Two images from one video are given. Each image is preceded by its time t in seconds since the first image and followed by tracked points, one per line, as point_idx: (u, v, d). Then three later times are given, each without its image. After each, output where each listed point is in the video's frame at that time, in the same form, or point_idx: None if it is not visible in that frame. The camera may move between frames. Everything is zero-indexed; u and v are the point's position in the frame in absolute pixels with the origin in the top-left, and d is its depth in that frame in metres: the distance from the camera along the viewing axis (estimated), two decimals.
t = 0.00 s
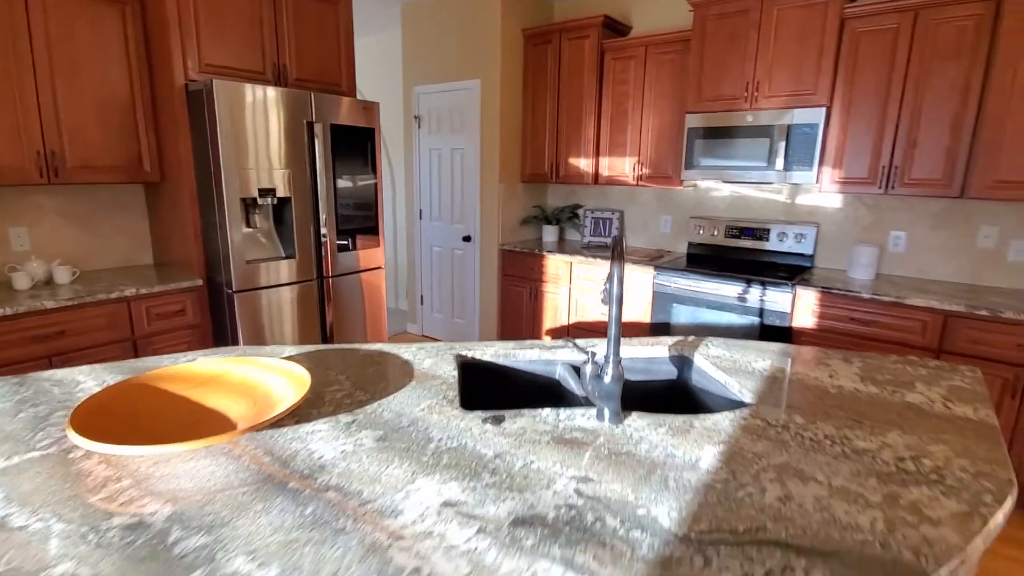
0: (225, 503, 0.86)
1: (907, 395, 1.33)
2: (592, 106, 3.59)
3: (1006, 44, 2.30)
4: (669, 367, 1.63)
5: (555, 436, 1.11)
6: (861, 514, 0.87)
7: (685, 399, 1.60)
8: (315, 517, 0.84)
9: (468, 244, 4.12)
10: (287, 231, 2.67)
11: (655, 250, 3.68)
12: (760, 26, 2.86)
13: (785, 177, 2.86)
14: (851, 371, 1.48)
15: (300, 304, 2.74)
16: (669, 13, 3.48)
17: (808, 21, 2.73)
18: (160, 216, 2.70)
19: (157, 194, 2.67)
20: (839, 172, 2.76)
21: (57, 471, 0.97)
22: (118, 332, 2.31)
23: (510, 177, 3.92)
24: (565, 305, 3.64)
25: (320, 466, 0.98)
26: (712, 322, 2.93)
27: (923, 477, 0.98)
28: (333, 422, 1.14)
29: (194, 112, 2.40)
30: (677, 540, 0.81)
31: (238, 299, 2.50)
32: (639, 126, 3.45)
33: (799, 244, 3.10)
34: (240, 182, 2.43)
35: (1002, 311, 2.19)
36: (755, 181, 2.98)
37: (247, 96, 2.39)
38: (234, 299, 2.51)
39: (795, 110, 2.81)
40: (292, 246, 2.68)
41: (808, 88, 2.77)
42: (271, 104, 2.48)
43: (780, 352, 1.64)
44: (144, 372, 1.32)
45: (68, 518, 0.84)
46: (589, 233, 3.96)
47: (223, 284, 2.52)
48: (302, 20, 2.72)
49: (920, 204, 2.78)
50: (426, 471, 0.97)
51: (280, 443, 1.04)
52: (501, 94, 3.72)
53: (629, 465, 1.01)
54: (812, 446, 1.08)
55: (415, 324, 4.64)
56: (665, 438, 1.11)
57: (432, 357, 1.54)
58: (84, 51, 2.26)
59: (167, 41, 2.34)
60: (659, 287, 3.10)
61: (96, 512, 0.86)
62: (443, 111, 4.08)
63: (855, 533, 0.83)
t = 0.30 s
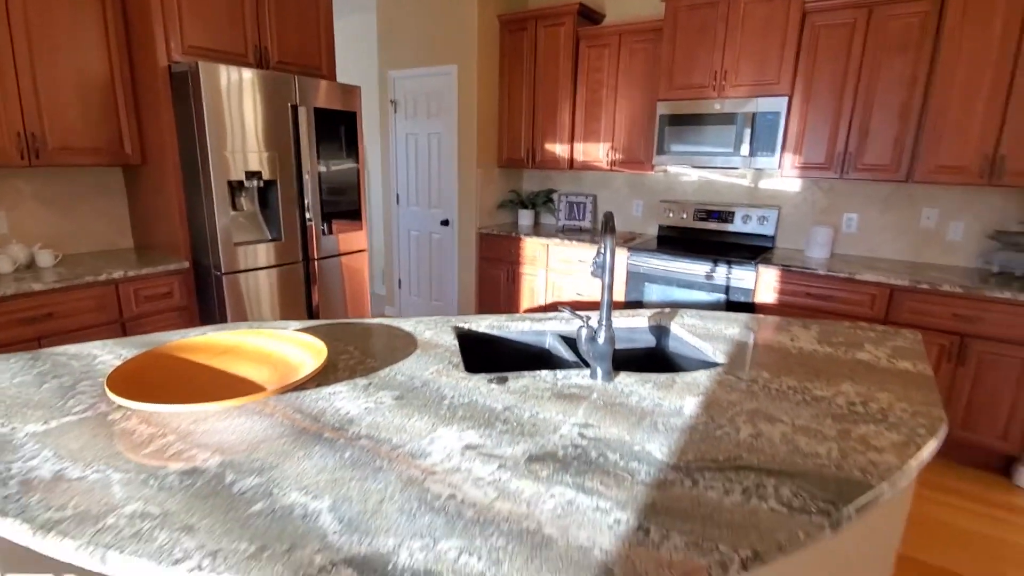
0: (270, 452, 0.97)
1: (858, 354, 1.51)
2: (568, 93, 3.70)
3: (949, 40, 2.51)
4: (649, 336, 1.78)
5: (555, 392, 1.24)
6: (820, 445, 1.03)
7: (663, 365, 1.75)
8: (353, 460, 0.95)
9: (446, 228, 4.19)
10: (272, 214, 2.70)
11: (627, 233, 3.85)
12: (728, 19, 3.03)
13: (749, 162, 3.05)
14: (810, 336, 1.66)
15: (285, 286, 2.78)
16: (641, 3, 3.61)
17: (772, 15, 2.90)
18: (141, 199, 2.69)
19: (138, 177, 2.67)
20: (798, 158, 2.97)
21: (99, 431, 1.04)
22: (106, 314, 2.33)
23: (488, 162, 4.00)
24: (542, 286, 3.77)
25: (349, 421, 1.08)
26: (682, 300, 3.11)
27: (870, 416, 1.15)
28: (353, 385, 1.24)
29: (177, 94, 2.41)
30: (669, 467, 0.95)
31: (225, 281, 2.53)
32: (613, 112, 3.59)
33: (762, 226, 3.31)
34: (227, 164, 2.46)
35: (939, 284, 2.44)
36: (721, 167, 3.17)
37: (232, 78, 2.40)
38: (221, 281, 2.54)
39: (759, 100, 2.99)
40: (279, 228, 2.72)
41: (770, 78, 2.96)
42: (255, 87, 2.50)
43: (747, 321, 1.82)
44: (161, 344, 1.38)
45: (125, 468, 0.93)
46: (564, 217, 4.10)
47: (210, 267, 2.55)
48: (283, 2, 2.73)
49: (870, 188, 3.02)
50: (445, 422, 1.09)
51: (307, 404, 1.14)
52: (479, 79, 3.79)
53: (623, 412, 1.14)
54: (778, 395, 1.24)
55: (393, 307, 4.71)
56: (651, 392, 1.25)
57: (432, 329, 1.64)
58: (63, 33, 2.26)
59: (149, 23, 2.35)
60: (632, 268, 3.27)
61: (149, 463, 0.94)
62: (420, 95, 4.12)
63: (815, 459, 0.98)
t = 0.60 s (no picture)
0: (283, 421, 1.07)
1: (805, 330, 1.69)
2: (542, 87, 3.81)
3: (891, 44, 2.72)
4: (621, 318, 1.91)
5: (538, 365, 1.37)
6: (768, 404, 1.19)
7: (633, 344, 1.90)
8: (360, 425, 1.06)
9: (423, 219, 4.27)
10: (254, 204, 2.75)
11: (599, 223, 4.00)
12: (692, 20, 3.19)
13: (713, 157, 3.23)
14: (764, 315, 1.83)
15: (268, 276, 2.84)
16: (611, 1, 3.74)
17: (732, 18, 3.08)
18: (120, 190, 2.70)
19: (117, 168, 2.68)
20: (757, 153, 3.17)
21: (117, 405, 1.12)
22: (89, 303, 2.35)
23: (464, 154, 4.09)
24: (518, 275, 3.90)
25: (352, 393, 1.19)
26: (651, 286, 3.29)
27: (810, 380, 1.32)
28: (351, 362, 1.35)
29: (158, 85, 2.45)
30: (639, 424, 1.09)
31: (209, 271, 2.58)
32: (585, 107, 3.72)
33: (724, 216, 3.51)
34: (209, 155, 2.50)
35: (881, 269, 2.67)
36: (687, 160, 3.34)
37: (214, 70, 2.45)
38: (205, 270, 2.58)
39: (721, 97, 3.17)
40: (261, 219, 2.77)
41: (731, 77, 3.15)
42: (236, 79, 2.54)
43: (709, 303, 1.98)
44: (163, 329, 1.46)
45: (149, 436, 1.01)
46: (539, 208, 4.23)
47: (193, 256, 2.59)
48: None
49: (823, 181, 3.24)
50: (440, 392, 1.21)
51: (312, 379, 1.24)
52: (454, 73, 3.86)
53: (598, 381, 1.28)
54: (734, 365, 1.40)
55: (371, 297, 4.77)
56: (624, 364, 1.40)
57: (420, 313, 1.74)
58: (41, 24, 2.27)
59: (129, 15, 2.38)
60: (604, 256, 3.42)
61: (171, 431, 1.03)
62: (396, 88, 4.17)
63: (763, 415, 1.14)
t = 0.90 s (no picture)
0: (286, 387, 1.19)
1: (749, 306, 1.90)
2: (510, 84, 3.95)
3: (829, 48, 2.97)
4: (587, 300, 2.09)
5: (512, 338, 1.52)
6: (712, 364, 1.38)
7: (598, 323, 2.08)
8: (356, 389, 1.19)
9: (396, 212, 4.37)
10: (230, 197, 2.80)
11: (566, 215, 4.18)
12: (651, 22, 3.38)
13: (672, 151, 3.44)
14: (714, 294, 2.04)
15: (245, 267, 2.90)
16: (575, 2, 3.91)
17: (688, 21, 3.29)
18: (93, 183, 2.71)
19: (90, 162, 2.69)
20: (711, 148, 3.40)
21: (125, 378, 1.21)
22: (66, 296, 2.38)
23: (435, 149, 4.20)
24: (490, 266, 4.04)
25: (346, 364, 1.32)
26: (616, 274, 3.48)
27: (749, 346, 1.51)
28: (341, 338, 1.47)
29: (134, 79, 2.48)
30: (602, 383, 1.26)
31: (187, 263, 2.63)
32: (551, 104, 3.88)
33: (683, 208, 3.74)
34: (187, 148, 2.55)
35: (822, 254, 2.93)
36: (649, 155, 3.55)
37: (191, 65, 2.50)
38: (183, 262, 2.63)
39: (679, 96, 3.38)
40: (237, 212, 2.83)
41: (687, 77, 3.36)
42: (212, 73, 2.60)
43: (666, 285, 2.18)
44: (157, 313, 1.54)
45: (162, 402, 1.11)
46: (508, 201, 4.38)
47: (171, 249, 2.64)
48: None
49: (772, 174, 3.49)
50: (425, 362, 1.35)
51: (307, 353, 1.36)
52: (425, 69, 3.96)
53: (567, 350, 1.45)
54: (685, 335, 1.58)
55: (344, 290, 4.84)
56: (589, 336, 1.57)
57: (401, 296, 1.87)
58: (12, 17, 2.28)
59: (103, 9, 2.41)
60: (571, 246, 3.59)
61: (183, 398, 1.13)
62: (367, 83, 4.24)
63: (708, 373, 1.33)
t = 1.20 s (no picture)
0: (289, 363, 1.30)
1: (711, 288, 2.07)
2: (486, 80, 4.06)
3: (786, 49, 3.16)
4: (562, 285, 2.24)
5: (494, 319, 1.65)
6: (675, 338, 1.54)
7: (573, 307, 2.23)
8: (354, 364, 1.31)
9: (376, 207, 4.45)
10: (213, 192, 2.86)
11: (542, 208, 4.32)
12: (621, 22, 3.53)
13: (642, 146, 3.61)
14: (680, 278, 2.20)
15: (230, 261, 2.96)
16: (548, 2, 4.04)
17: (656, 21, 3.45)
18: (74, 181, 2.75)
19: (72, 160, 2.73)
20: (678, 143, 3.58)
21: (135, 359, 1.30)
22: (53, 291, 2.42)
23: (413, 144, 4.28)
24: (469, 258, 4.15)
25: (342, 343, 1.43)
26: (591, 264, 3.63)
27: (709, 322, 1.68)
28: (336, 321, 1.58)
29: (115, 76, 2.52)
30: (576, 355, 1.40)
31: (173, 258, 2.68)
32: (526, 100, 4.01)
33: (654, 200, 3.91)
34: (170, 145, 2.60)
35: (781, 242, 3.13)
36: (620, 150, 3.70)
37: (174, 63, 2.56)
38: (169, 257, 2.69)
39: (648, 93, 3.55)
40: (222, 208, 2.89)
41: (656, 75, 3.52)
42: (193, 71, 2.65)
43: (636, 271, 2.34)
44: (156, 302, 1.62)
45: (175, 379, 1.21)
46: (486, 195, 4.50)
47: (157, 244, 2.69)
48: None
49: (735, 167, 3.69)
50: (415, 340, 1.47)
51: (305, 334, 1.47)
52: (402, 66, 4.04)
53: (545, 328, 1.59)
54: (652, 314, 1.74)
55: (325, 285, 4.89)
56: (565, 316, 1.71)
57: (388, 284, 1.98)
58: None
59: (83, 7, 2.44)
60: (548, 238, 3.74)
61: (193, 374, 1.23)
62: (344, 79, 4.29)
63: (671, 345, 1.49)
